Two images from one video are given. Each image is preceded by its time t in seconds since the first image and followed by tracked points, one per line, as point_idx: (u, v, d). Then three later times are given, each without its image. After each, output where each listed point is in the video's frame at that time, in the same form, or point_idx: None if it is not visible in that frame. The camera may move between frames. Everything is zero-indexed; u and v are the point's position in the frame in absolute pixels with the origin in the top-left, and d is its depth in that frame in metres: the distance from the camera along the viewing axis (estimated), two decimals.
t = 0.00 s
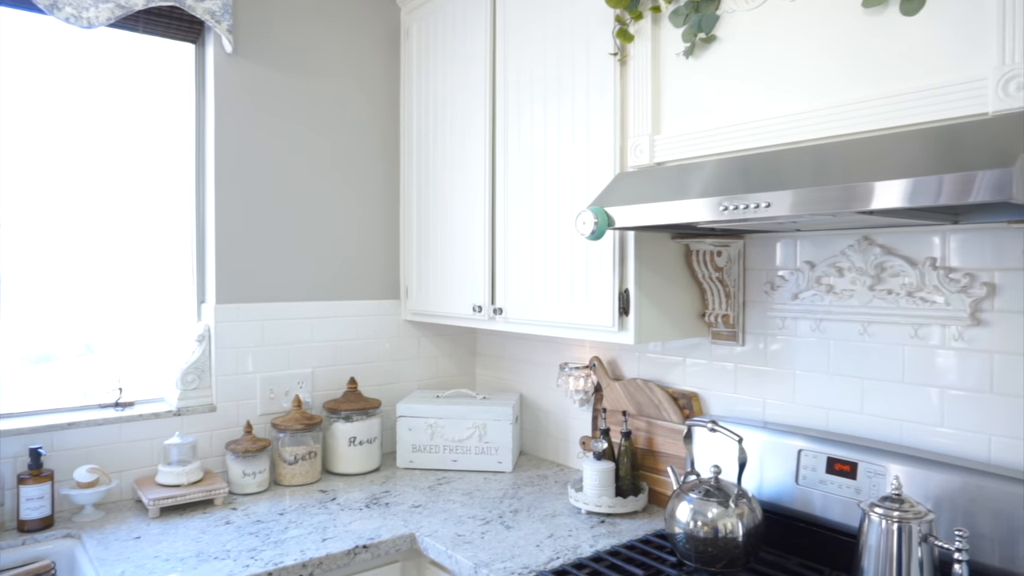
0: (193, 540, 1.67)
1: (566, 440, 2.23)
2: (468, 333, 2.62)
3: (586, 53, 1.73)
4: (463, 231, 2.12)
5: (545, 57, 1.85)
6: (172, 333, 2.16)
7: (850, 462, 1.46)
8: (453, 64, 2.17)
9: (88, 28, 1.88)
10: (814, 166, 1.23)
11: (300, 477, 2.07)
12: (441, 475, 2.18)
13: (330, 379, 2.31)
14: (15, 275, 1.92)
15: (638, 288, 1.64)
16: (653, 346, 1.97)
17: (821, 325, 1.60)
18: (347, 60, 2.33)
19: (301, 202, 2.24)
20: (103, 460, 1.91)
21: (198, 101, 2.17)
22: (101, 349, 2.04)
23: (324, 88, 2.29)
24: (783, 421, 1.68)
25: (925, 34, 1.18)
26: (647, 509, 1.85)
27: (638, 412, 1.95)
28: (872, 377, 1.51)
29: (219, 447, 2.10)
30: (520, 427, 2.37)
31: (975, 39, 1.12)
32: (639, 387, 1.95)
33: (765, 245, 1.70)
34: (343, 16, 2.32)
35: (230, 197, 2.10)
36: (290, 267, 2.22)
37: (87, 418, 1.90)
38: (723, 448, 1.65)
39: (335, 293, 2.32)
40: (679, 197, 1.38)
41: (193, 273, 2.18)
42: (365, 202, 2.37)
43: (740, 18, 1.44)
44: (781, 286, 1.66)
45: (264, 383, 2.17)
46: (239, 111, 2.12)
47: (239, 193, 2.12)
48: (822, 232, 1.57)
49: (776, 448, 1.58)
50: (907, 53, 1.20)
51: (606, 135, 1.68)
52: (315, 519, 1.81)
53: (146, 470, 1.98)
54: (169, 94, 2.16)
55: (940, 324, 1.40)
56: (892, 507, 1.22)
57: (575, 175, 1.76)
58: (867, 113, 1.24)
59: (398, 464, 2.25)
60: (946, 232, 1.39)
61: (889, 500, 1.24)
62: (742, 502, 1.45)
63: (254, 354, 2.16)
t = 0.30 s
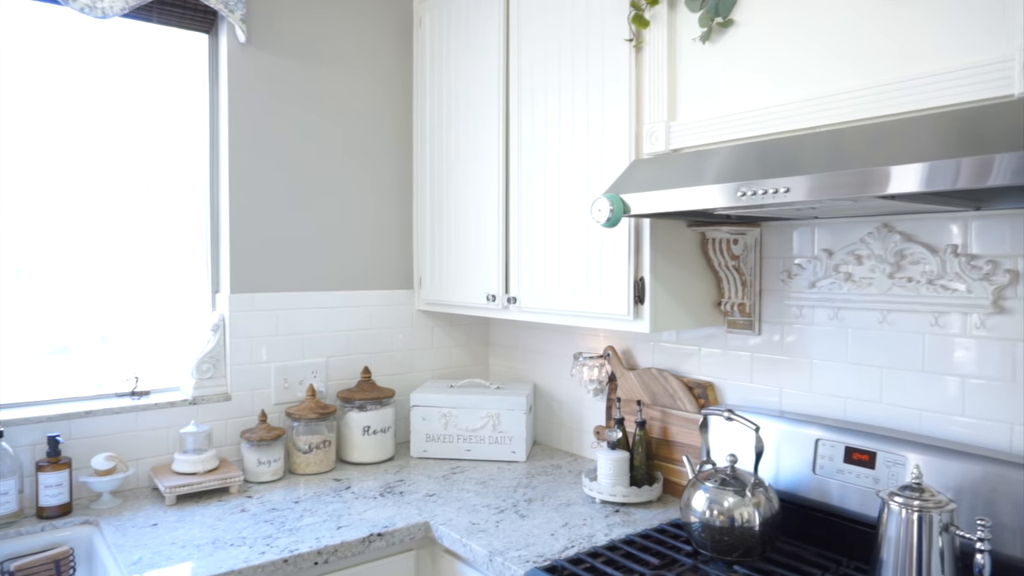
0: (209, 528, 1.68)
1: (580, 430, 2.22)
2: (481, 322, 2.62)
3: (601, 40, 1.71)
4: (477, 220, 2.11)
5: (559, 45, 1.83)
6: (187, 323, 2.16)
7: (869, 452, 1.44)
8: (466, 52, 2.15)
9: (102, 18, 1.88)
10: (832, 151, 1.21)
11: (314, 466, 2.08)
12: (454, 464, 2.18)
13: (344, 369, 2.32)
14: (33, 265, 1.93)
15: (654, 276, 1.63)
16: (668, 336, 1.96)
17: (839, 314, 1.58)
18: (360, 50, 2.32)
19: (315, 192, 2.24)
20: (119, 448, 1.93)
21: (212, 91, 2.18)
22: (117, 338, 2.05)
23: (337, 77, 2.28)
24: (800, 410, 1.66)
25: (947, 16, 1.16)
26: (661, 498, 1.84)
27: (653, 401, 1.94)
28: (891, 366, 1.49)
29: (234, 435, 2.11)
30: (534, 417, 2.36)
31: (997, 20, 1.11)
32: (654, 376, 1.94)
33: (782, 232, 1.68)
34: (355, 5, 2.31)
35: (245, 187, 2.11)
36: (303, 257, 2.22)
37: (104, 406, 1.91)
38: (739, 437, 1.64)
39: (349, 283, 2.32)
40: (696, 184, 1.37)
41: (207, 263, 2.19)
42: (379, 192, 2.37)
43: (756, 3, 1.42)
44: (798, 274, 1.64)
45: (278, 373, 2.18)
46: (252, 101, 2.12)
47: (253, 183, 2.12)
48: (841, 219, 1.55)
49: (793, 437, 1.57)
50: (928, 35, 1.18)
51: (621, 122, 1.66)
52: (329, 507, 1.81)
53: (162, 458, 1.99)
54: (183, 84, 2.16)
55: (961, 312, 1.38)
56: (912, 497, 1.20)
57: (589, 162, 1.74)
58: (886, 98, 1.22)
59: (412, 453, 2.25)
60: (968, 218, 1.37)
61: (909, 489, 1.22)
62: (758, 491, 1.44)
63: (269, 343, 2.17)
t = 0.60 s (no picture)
0: (225, 514, 1.69)
1: (594, 419, 2.22)
2: (494, 312, 2.61)
3: (616, 27, 1.70)
4: (491, 209, 2.11)
5: (574, 32, 1.81)
6: (202, 311, 2.17)
7: (888, 441, 1.42)
8: (480, 40, 2.14)
9: (117, 6, 1.88)
10: (852, 136, 1.19)
11: (328, 454, 2.09)
12: (468, 453, 2.18)
13: (357, 358, 2.32)
14: (49, 254, 1.95)
15: (669, 264, 1.61)
16: (683, 325, 1.95)
17: (858, 302, 1.56)
18: (373, 38, 2.31)
19: (329, 181, 2.24)
20: (136, 435, 1.94)
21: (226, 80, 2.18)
22: (132, 328, 2.06)
23: (351, 66, 2.27)
24: (817, 400, 1.64)
25: None
26: (676, 488, 1.84)
27: (668, 390, 1.93)
28: (911, 355, 1.47)
29: (249, 424, 2.12)
30: (547, 406, 2.36)
31: None
32: (669, 365, 1.93)
33: (799, 220, 1.66)
34: None
35: (259, 176, 2.11)
36: (317, 246, 2.22)
37: (121, 394, 1.92)
38: (755, 427, 1.63)
39: (363, 272, 2.32)
40: (713, 169, 1.35)
41: (222, 252, 2.19)
42: (393, 182, 2.37)
43: None
44: (816, 262, 1.62)
45: (292, 361, 2.19)
46: (266, 90, 2.12)
47: (267, 172, 2.13)
48: (860, 205, 1.53)
49: (810, 426, 1.55)
50: (951, 17, 1.16)
51: (636, 109, 1.65)
52: (344, 495, 1.82)
53: (178, 446, 2.01)
54: (197, 73, 2.16)
55: (983, 299, 1.36)
56: (933, 485, 1.19)
57: (605, 150, 1.73)
58: (907, 81, 1.20)
59: (425, 442, 2.25)
60: (991, 204, 1.35)
61: (929, 478, 1.21)
62: (775, 480, 1.42)
63: (283, 332, 2.17)
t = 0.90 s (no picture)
0: (245, 502, 1.70)
1: (611, 409, 2.21)
2: (510, 302, 2.61)
3: (633, 12, 1.68)
4: (507, 199, 2.10)
5: (590, 18, 1.80)
6: (219, 302, 2.19)
7: (911, 429, 1.41)
8: (495, 28, 2.13)
9: None
10: (875, 118, 1.17)
11: (346, 444, 2.10)
12: (485, 443, 2.18)
13: (374, 348, 2.32)
14: (70, 247, 1.96)
15: (688, 252, 1.60)
16: (701, 314, 1.93)
17: (880, 289, 1.54)
18: (387, 27, 2.31)
19: (345, 171, 2.24)
20: (156, 425, 1.96)
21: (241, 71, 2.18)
22: (151, 320, 2.08)
23: (366, 57, 2.27)
24: (838, 388, 1.63)
25: None
26: (695, 477, 1.83)
27: (686, 379, 1.92)
28: (935, 342, 1.45)
29: (268, 413, 2.14)
30: (564, 396, 2.35)
31: None
32: (687, 354, 1.91)
33: (820, 206, 1.64)
34: None
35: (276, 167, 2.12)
36: (334, 236, 2.23)
37: (141, 384, 1.94)
38: (775, 415, 1.61)
39: (379, 263, 2.32)
40: (732, 155, 1.34)
41: (239, 243, 2.20)
42: (409, 173, 2.37)
43: None
44: (837, 249, 1.60)
45: (310, 352, 2.19)
46: (282, 81, 2.12)
47: (284, 162, 2.13)
48: (883, 191, 1.50)
49: (831, 415, 1.54)
50: None
51: (654, 95, 1.63)
52: (362, 484, 1.82)
53: (198, 435, 2.02)
54: (213, 64, 2.17)
55: (1010, 285, 1.33)
56: (958, 473, 1.17)
57: (622, 137, 1.72)
58: (931, 62, 1.18)
59: (442, 432, 2.26)
60: (1018, 188, 1.32)
61: (955, 466, 1.19)
62: (796, 469, 1.41)
63: (300, 323, 2.18)
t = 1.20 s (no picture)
0: (263, 491, 1.71)
1: (628, 400, 2.20)
2: (526, 294, 2.60)
3: None
4: (523, 189, 2.09)
5: (608, 6, 1.78)
6: (237, 293, 2.19)
7: (935, 421, 1.39)
8: (511, 18, 2.11)
9: None
10: (899, 103, 1.15)
11: (362, 435, 2.10)
12: (501, 434, 2.18)
13: (390, 339, 2.33)
14: (90, 238, 1.98)
15: (706, 242, 1.59)
16: (719, 305, 1.92)
17: (902, 279, 1.52)
18: (403, 17, 2.30)
19: (361, 162, 2.24)
20: (175, 414, 1.97)
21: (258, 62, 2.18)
22: (168, 311, 2.09)
23: (382, 48, 2.27)
24: (860, 379, 1.61)
25: None
26: (712, 468, 1.82)
27: (703, 371, 1.91)
28: (960, 332, 1.43)
29: (285, 404, 2.15)
30: (580, 388, 2.35)
31: None
32: (704, 346, 1.90)
33: (841, 195, 1.62)
34: None
35: (293, 159, 2.12)
36: (350, 228, 2.23)
37: (160, 373, 1.96)
38: (794, 406, 1.60)
39: (395, 254, 2.32)
40: (752, 142, 1.32)
41: (255, 234, 2.21)
42: (425, 164, 2.36)
43: None
44: (858, 239, 1.58)
45: (326, 342, 2.20)
46: (299, 72, 2.12)
47: (300, 154, 2.13)
48: (906, 179, 1.48)
49: (852, 406, 1.52)
50: None
51: (672, 84, 1.62)
52: (378, 474, 1.83)
53: (216, 425, 2.04)
54: (230, 55, 2.17)
55: None
56: (984, 464, 1.15)
57: (640, 126, 1.70)
58: (958, 46, 1.15)
59: (458, 423, 2.26)
60: None
61: (980, 457, 1.17)
62: (816, 460, 1.40)
63: (316, 313, 2.18)
